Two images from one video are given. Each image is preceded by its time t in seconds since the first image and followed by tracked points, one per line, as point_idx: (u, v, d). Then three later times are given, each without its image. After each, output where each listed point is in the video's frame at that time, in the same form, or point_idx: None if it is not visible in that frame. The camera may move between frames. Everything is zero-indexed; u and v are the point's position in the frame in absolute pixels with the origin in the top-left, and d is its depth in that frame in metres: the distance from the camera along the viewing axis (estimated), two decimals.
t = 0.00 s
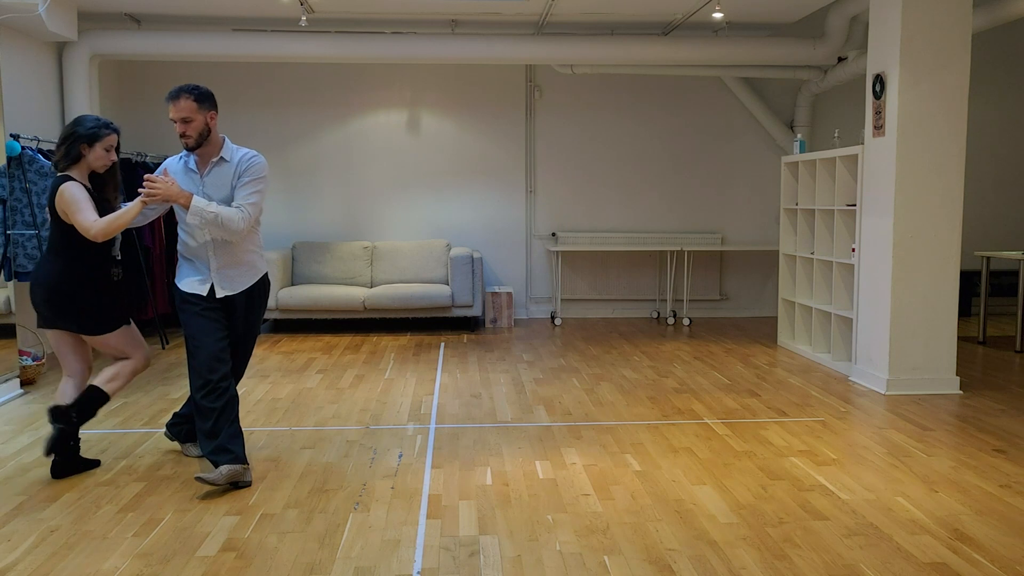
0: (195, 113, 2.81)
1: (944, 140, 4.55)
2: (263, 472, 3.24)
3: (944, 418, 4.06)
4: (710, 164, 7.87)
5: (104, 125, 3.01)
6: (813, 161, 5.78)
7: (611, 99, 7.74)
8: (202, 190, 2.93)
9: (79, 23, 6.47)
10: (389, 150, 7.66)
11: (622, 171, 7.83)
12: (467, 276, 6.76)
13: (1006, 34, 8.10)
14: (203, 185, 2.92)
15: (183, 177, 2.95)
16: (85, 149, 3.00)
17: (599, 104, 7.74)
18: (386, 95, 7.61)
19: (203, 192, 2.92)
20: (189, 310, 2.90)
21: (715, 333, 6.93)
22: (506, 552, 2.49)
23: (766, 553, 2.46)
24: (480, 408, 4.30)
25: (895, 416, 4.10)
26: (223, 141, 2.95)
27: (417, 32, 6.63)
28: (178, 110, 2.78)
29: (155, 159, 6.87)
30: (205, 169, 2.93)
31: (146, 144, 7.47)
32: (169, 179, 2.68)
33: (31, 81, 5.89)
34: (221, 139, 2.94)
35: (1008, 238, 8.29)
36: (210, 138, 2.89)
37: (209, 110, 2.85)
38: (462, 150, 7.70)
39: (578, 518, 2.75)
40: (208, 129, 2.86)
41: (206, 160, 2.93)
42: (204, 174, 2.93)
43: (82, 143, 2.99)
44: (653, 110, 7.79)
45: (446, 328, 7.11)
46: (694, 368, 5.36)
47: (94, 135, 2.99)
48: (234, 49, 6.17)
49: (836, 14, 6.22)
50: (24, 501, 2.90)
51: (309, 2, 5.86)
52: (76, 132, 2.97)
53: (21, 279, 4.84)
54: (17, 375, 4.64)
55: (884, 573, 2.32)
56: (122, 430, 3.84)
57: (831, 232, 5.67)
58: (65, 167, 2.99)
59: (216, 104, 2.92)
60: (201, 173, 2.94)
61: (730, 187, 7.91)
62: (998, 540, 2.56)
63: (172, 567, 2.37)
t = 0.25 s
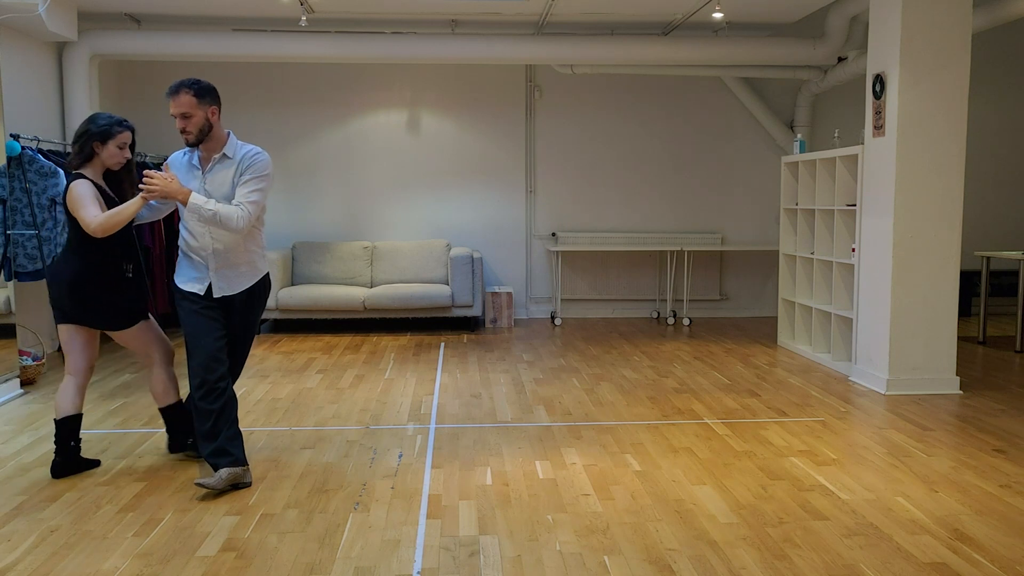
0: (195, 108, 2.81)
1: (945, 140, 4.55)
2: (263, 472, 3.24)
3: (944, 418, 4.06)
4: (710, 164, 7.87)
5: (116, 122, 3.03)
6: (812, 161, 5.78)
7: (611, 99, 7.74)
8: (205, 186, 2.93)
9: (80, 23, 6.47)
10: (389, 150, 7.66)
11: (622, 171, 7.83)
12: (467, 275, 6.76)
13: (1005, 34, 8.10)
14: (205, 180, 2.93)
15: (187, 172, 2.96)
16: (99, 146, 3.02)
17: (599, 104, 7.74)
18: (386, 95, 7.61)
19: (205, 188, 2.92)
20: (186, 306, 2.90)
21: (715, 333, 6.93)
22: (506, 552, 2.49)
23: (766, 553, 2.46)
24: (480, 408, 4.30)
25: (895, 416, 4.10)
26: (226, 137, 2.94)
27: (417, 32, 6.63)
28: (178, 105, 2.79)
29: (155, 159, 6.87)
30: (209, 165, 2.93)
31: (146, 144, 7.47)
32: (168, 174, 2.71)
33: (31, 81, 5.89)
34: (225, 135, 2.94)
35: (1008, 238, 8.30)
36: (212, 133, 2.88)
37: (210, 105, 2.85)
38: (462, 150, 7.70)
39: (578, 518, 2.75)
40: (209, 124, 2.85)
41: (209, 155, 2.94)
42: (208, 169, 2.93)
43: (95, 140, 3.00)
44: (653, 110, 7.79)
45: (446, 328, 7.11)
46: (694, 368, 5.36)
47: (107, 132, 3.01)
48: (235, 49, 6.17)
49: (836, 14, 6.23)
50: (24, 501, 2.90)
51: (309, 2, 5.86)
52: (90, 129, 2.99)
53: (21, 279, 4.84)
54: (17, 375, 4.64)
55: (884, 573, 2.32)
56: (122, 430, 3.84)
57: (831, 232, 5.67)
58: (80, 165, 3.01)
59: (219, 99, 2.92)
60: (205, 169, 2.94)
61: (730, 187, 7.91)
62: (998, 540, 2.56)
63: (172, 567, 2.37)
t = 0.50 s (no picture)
0: (188, 101, 2.81)
1: (945, 140, 4.55)
2: (263, 472, 3.24)
3: (944, 418, 4.06)
4: (710, 164, 7.87)
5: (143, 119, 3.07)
6: (812, 161, 5.78)
7: (611, 98, 7.74)
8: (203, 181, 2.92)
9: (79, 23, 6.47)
10: (389, 150, 7.66)
11: (622, 171, 7.83)
12: (467, 275, 6.76)
13: (1006, 33, 8.10)
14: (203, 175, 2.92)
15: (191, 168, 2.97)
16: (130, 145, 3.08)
17: (599, 104, 7.74)
18: (386, 95, 7.61)
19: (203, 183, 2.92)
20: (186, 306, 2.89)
21: (715, 333, 6.93)
22: (506, 552, 2.49)
23: (766, 553, 2.46)
24: (480, 408, 4.30)
25: (895, 416, 4.10)
26: (224, 130, 2.92)
27: (417, 32, 6.63)
28: (171, 100, 2.80)
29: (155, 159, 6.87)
30: (207, 159, 2.93)
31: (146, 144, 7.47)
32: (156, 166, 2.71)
33: (31, 81, 5.89)
34: (224, 129, 2.92)
35: (1008, 238, 8.30)
36: (208, 126, 2.87)
37: (205, 98, 2.85)
38: (462, 150, 7.70)
39: (578, 518, 2.75)
40: (204, 117, 2.85)
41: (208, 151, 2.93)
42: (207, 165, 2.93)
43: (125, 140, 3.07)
44: (653, 110, 7.79)
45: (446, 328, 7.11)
46: (694, 368, 5.36)
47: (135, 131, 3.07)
48: (234, 49, 6.17)
49: (836, 14, 6.23)
50: (25, 501, 2.90)
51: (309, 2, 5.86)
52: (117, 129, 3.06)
53: (21, 279, 4.84)
54: (17, 375, 4.64)
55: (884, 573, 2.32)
56: (122, 430, 3.85)
57: (831, 232, 5.67)
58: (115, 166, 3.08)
59: (218, 92, 2.91)
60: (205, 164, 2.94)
61: (730, 187, 7.91)
62: (998, 540, 2.56)
63: (172, 567, 2.37)
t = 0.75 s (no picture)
0: (172, 95, 2.79)
1: (945, 140, 4.55)
2: (264, 472, 3.24)
3: (944, 418, 4.06)
4: (710, 164, 7.87)
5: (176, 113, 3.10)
6: (813, 161, 5.78)
7: (611, 98, 7.74)
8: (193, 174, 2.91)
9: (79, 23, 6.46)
10: (389, 150, 7.66)
11: (622, 171, 7.83)
12: (467, 275, 6.76)
13: (1006, 33, 8.10)
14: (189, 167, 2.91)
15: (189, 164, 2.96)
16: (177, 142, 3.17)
17: (599, 104, 7.74)
18: (386, 94, 7.61)
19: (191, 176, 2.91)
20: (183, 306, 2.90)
21: (715, 333, 6.93)
22: (506, 552, 2.49)
23: (765, 553, 2.46)
24: (480, 408, 4.30)
25: (895, 416, 4.11)
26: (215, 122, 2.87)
27: (417, 32, 6.63)
28: (158, 94, 2.80)
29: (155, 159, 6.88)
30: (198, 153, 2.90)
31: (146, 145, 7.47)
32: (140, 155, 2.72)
33: (30, 81, 5.89)
34: (214, 124, 2.88)
35: (1008, 238, 8.30)
36: (195, 120, 2.84)
37: (189, 91, 2.81)
38: (462, 150, 7.70)
39: (578, 518, 2.75)
40: (189, 111, 2.82)
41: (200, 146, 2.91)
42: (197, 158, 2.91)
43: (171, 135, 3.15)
44: (654, 110, 7.79)
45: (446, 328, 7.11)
46: (694, 368, 5.36)
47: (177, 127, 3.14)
48: (235, 49, 6.17)
49: (836, 14, 6.23)
50: (25, 501, 2.90)
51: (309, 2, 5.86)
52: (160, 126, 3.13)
53: (21, 279, 4.84)
54: (17, 375, 4.65)
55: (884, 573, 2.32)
56: (122, 430, 3.85)
57: (831, 232, 5.67)
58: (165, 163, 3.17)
59: (208, 85, 2.86)
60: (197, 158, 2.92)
61: (730, 187, 7.91)
62: (998, 540, 2.56)
63: (172, 567, 2.37)
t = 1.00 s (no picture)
0: (156, 92, 2.71)
1: (945, 140, 4.55)
2: (263, 472, 3.24)
3: (945, 418, 4.06)
4: (710, 164, 7.87)
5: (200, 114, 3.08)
6: (813, 161, 5.78)
7: (611, 98, 7.74)
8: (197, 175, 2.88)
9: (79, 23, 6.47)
10: (389, 150, 7.66)
11: (621, 171, 7.83)
12: (467, 275, 6.77)
13: (1006, 33, 8.09)
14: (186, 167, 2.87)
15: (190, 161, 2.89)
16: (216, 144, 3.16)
17: (599, 104, 7.74)
18: (386, 94, 7.61)
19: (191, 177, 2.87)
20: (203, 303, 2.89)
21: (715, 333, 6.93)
22: (506, 552, 2.49)
23: (765, 553, 2.46)
24: (480, 408, 4.30)
25: (895, 416, 4.10)
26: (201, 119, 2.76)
27: (417, 32, 6.63)
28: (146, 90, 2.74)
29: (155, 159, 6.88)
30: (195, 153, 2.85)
31: (146, 145, 7.47)
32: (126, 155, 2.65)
33: (30, 81, 5.89)
34: (198, 121, 2.76)
35: (1008, 238, 8.30)
36: (178, 118, 2.74)
37: (171, 87, 2.71)
38: (462, 150, 7.70)
39: (578, 518, 2.75)
40: (171, 108, 2.73)
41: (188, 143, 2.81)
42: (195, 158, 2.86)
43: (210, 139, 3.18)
44: (653, 110, 7.79)
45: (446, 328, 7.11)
46: (694, 368, 5.36)
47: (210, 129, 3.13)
48: (235, 49, 6.17)
49: (837, 14, 6.23)
50: (25, 501, 2.90)
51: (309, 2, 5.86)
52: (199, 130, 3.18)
53: (21, 279, 4.84)
54: (17, 375, 4.65)
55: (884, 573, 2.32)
56: (122, 430, 3.85)
57: (831, 232, 5.67)
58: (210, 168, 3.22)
59: (194, 81, 2.75)
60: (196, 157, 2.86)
61: (730, 187, 7.91)
62: (998, 540, 2.56)
63: (172, 568, 2.37)
